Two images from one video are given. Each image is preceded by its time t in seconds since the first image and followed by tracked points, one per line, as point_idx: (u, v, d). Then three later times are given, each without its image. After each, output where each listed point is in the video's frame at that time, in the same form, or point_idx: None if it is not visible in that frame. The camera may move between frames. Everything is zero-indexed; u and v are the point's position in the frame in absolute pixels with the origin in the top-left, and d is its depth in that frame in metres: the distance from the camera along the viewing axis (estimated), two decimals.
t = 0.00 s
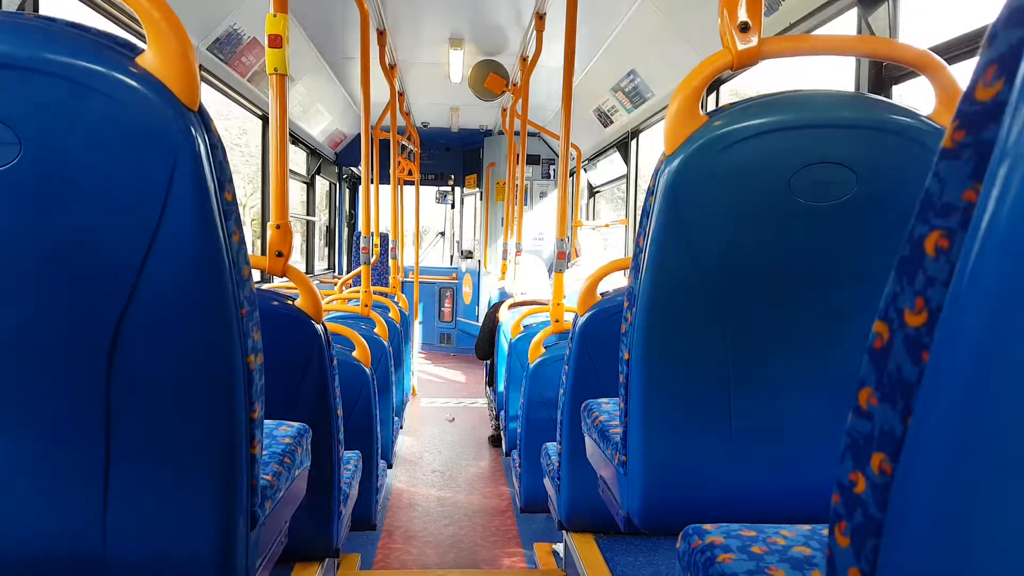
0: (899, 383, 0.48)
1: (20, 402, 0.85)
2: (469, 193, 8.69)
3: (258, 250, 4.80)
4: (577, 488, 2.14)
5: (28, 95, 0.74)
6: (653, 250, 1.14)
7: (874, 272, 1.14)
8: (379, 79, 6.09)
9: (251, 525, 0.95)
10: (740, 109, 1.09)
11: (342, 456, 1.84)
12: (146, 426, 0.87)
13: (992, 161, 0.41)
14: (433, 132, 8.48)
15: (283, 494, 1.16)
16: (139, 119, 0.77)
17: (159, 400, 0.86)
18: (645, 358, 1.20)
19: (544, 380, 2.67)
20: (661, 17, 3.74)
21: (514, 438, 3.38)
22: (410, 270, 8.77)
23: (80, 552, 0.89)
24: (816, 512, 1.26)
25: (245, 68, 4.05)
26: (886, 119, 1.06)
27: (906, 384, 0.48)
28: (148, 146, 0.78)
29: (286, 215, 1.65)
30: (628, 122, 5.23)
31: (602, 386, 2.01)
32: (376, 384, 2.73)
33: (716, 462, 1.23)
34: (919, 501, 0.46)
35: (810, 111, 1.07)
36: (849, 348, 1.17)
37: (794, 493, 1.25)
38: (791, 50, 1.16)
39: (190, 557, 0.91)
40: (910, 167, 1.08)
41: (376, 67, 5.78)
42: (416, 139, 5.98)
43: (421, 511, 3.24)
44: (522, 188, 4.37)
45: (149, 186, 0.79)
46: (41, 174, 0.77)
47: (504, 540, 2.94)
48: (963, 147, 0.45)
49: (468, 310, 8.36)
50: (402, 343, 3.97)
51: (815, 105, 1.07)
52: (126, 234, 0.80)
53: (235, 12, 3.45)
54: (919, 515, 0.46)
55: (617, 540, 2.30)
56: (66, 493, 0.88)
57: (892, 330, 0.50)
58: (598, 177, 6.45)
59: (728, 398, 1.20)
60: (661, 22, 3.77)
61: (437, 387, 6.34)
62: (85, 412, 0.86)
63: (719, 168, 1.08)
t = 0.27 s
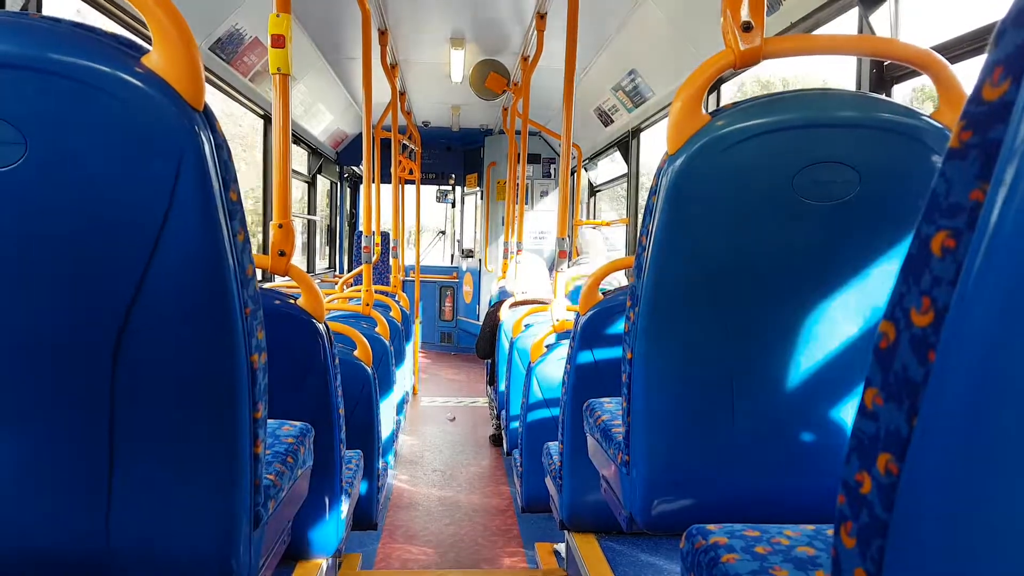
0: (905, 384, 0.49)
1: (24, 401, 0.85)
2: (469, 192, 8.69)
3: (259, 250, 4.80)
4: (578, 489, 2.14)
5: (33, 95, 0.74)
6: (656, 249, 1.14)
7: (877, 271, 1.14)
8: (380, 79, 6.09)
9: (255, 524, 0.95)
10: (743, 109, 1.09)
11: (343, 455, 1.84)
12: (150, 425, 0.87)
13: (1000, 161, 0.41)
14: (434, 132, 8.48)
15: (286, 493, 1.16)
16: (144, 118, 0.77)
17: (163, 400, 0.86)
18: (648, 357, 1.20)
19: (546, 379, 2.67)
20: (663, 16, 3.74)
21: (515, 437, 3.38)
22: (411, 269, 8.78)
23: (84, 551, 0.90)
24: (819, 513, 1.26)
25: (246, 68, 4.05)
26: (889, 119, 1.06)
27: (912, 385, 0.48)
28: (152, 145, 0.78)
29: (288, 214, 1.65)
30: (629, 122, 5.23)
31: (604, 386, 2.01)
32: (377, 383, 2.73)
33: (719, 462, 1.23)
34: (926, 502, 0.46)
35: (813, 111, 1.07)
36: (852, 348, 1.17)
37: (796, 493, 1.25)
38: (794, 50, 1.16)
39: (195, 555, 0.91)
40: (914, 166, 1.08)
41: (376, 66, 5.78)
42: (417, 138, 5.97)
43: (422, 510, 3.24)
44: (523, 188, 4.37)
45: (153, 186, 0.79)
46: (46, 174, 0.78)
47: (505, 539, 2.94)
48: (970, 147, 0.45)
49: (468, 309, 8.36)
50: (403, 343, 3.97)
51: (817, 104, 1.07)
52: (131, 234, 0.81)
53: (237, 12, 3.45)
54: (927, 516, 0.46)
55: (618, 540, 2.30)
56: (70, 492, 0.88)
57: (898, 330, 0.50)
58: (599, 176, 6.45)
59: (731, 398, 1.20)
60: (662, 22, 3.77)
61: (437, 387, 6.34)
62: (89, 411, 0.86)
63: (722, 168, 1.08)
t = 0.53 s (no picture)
0: (905, 383, 0.48)
1: (23, 401, 0.85)
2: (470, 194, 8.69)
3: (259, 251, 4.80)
4: (578, 490, 2.14)
5: (33, 95, 0.74)
6: (656, 250, 1.14)
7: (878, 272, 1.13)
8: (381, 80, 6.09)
9: (255, 525, 0.95)
10: (743, 110, 1.09)
11: (343, 457, 1.83)
12: (150, 426, 0.87)
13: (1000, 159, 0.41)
14: (434, 133, 8.49)
15: (285, 495, 1.15)
16: (144, 119, 0.77)
17: (163, 400, 0.86)
18: (648, 358, 1.20)
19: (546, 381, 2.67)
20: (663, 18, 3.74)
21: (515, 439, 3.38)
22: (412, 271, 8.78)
23: (84, 552, 0.90)
24: (819, 514, 1.26)
25: (247, 69, 4.05)
26: (890, 120, 1.06)
27: (913, 385, 0.48)
28: (152, 146, 0.78)
29: (288, 215, 1.65)
30: (630, 124, 5.23)
31: (604, 387, 2.01)
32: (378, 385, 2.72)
33: (719, 463, 1.23)
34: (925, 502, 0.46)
35: (813, 112, 1.06)
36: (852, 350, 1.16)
37: (796, 495, 1.24)
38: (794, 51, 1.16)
39: (194, 555, 0.91)
40: (914, 167, 1.08)
41: (378, 68, 5.78)
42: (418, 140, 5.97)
43: (423, 512, 3.24)
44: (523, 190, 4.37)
45: (153, 186, 0.79)
46: (46, 174, 0.78)
47: (505, 541, 2.94)
48: (970, 146, 0.45)
49: (469, 311, 8.36)
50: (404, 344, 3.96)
51: (818, 105, 1.07)
52: (131, 234, 0.81)
53: (238, 13, 3.45)
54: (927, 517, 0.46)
55: (619, 542, 2.30)
56: (69, 492, 0.88)
57: (898, 331, 0.50)
58: (599, 178, 6.45)
59: (732, 400, 1.20)
60: (663, 24, 3.77)
61: (438, 389, 6.34)
62: (89, 411, 0.86)
63: (722, 168, 1.08)
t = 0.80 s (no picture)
0: (902, 387, 0.48)
1: (21, 406, 0.85)
2: (470, 196, 8.70)
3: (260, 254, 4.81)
4: (579, 493, 2.14)
5: (30, 101, 0.74)
6: (655, 252, 1.14)
7: (878, 273, 1.13)
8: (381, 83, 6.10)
9: (254, 531, 0.95)
10: (741, 112, 1.09)
11: (343, 459, 1.83)
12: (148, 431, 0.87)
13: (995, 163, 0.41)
14: (435, 135, 8.50)
15: (284, 499, 1.15)
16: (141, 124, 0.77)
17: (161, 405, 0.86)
18: (648, 360, 1.20)
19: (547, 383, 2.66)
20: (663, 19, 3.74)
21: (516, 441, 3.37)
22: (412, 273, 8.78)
23: (82, 557, 0.90)
24: (819, 516, 1.26)
25: (247, 72, 4.06)
26: (889, 121, 1.06)
27: (909, 389, 0.47)
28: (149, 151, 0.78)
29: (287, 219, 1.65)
30: (630, 125, 5.23)
31: (604, 389, 2.01)
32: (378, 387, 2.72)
33: (719, 465, 1.23)
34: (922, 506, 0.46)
35: (811, 114, 1.07)
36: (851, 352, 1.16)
37: (796, 497, 1.24)
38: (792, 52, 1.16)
39: (193, 560, 0.91)
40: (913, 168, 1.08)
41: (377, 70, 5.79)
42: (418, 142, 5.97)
43: (424, 515, 3.23)
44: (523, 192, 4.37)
45: (150, 191, 0.79)
46: (42, 179, 0.78)
47: (506, 543, 2.93)
48: (966, 149, 0.45)
49: (470, 313, 8.36)
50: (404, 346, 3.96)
51: (816, 107, 1.07)
52: (128, 239, 0.81)
53: (237, 17, 3.46)
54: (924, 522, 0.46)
55: (620, 543, 2.29)
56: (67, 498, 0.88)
57: (894, 335, 0.50)
58: (600, 180, 6.46)
59: (732, 402, 1.20)
60: (663, 25, 3.77)
61: (439, 391, 6.34)
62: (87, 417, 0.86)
63: (721, 170, 1.08)
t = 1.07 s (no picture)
0: (900, 385, 0.48)
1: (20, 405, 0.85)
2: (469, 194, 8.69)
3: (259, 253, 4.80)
4: (578, 491, 2.15)
5: (29, 100, 0.74)
6: (654, 251, 1.14)
7: (876, 272, 1.13)
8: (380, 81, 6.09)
9: (253, 529, 0.95)
10: (740, 111, 1.09)
11: (342, 458, 1.83)
12: (147, 430, 0.87)
13: (992, 161, 0.41)
14: (434, 134, 8.49)
15: (283, 498, 1.15)
16: (140, 123, 0.76)
17: (160, 404, 0.86)
18: (647, 359, 1.20)
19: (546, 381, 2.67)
20: (662, 17, 3.74)
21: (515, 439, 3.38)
22: (411, 271, 8.78)
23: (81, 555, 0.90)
24: (818, 514, 1.26)
25: (246, 70, 4.05)
26: (887, 119, 1.06)
27: (907, 387, 0.47)
28: (148, 150, 0.77)
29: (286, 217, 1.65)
30: (629, 123, 5.23)
31: (603, 388, 2.01)
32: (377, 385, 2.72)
33: (718, 463, 1.23)
34: (921, 504, 0.46)
35: (810, 112, 1.07)
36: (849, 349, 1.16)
37: (794, 495, 1.24)
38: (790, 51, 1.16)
39: (192, 558, 0.91)
40: (912, 166, 1.08)
41: (376, 68, 5.78)
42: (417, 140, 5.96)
43: (423, 513, 3.24)
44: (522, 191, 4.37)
45: (149, 190, 0.79)
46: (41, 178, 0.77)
47: (505, 542, 2.93)
48: (964, 148, 0.45)
49: (469, 311, 8.36)
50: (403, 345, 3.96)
51: (814, 106, 1.07)
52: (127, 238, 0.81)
53: (236, 16, 3.45)
54: (921, 519, 0.46)
55: (619, 542, 2.30)
56: (67, 496, 0.88)
57: (892, 333, 0.50)
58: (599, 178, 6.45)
59: (730, 400, 1.20)
60: (663, 24, 3.76)
61: (438, 389, 6.34)
62: (86, 415, 0.86)
63: (720, 169, 1.08)
